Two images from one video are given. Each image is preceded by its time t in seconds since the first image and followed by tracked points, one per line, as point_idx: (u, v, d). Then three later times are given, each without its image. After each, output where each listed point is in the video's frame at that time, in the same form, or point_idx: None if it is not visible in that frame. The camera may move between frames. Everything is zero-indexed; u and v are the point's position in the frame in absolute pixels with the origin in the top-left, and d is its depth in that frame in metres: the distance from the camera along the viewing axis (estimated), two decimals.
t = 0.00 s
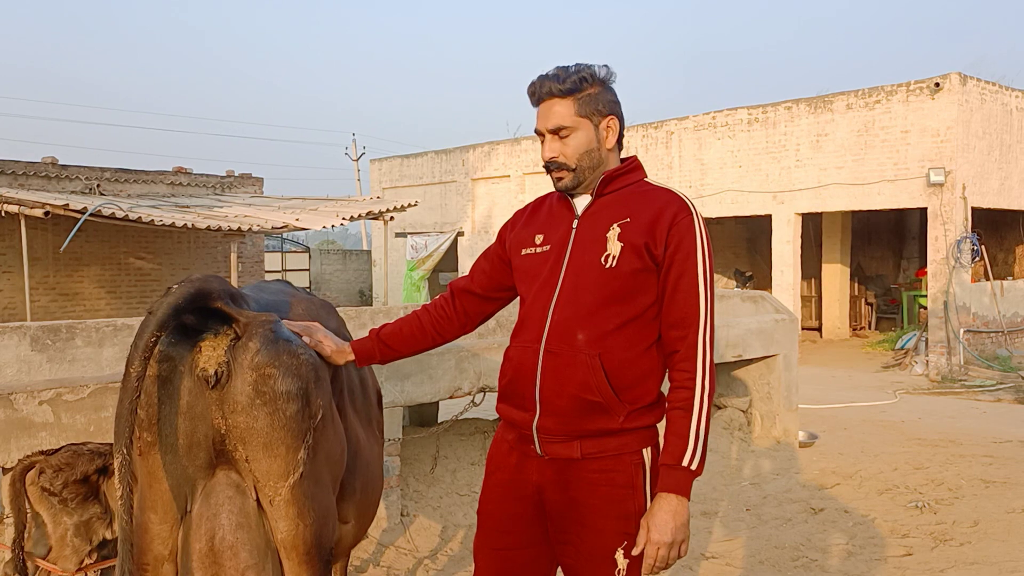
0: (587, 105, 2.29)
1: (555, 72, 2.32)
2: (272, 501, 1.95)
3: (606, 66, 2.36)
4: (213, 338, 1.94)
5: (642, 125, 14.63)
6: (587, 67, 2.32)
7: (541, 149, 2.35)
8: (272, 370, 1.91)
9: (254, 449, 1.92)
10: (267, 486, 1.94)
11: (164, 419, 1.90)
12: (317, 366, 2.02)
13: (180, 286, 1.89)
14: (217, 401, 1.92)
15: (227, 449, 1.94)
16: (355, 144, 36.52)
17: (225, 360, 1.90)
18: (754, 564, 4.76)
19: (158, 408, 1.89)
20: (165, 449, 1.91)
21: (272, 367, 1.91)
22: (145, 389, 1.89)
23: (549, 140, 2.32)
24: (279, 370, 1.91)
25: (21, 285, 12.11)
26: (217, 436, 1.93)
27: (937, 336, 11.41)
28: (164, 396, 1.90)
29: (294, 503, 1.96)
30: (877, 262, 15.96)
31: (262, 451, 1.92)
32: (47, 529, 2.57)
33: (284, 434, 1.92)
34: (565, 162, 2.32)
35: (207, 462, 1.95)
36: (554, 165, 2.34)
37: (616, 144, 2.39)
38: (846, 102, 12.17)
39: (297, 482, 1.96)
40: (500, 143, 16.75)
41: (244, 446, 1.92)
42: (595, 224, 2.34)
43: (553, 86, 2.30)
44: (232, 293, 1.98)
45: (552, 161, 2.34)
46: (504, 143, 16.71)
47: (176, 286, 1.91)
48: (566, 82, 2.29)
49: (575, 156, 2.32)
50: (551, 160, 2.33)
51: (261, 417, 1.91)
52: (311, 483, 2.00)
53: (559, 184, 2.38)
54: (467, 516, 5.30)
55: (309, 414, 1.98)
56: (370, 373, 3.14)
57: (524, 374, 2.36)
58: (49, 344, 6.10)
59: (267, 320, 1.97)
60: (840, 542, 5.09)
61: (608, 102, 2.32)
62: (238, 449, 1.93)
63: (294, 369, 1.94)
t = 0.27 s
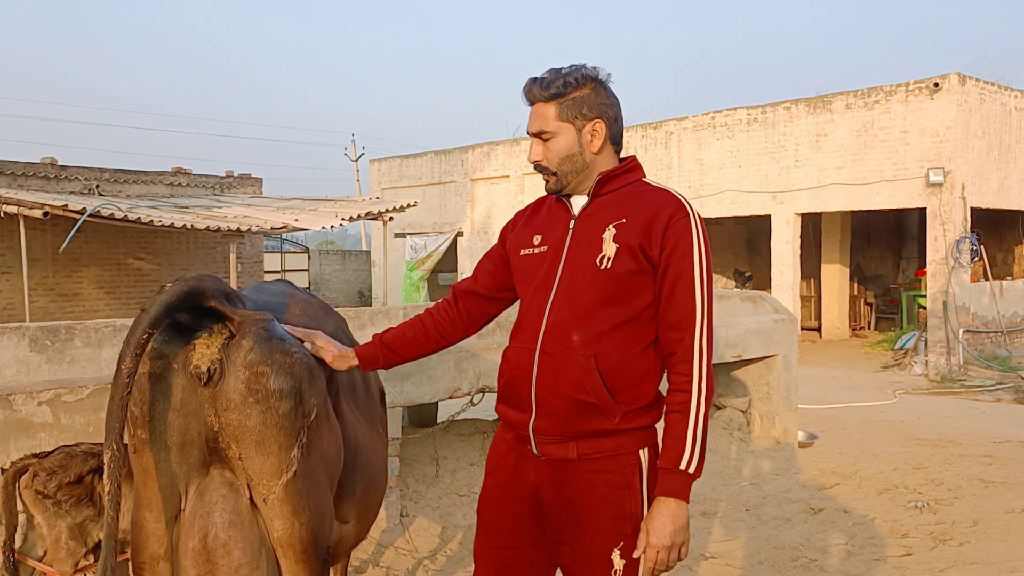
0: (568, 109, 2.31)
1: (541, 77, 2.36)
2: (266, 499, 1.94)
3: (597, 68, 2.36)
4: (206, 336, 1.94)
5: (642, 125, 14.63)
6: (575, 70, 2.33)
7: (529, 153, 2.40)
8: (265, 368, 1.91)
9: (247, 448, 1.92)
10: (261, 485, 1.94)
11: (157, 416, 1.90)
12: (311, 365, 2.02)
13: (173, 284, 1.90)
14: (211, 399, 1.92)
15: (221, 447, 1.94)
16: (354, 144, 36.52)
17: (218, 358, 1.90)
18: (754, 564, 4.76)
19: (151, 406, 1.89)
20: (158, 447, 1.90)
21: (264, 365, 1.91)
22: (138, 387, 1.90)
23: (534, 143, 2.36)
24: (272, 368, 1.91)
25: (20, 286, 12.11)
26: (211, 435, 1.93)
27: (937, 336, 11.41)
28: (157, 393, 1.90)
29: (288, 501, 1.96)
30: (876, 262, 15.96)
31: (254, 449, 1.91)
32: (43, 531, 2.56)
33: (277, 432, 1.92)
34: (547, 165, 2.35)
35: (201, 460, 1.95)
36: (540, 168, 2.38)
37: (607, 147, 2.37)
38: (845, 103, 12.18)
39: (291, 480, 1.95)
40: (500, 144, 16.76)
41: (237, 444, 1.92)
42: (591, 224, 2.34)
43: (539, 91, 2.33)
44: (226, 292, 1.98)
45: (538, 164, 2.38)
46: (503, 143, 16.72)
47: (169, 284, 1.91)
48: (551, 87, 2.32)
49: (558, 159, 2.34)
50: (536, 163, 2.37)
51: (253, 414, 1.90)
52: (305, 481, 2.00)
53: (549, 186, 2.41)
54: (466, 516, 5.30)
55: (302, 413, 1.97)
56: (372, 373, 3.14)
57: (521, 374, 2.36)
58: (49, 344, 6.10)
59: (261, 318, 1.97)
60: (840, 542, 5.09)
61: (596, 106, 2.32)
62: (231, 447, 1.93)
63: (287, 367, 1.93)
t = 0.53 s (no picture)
0: (559, 109, 2.33)
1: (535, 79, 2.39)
2: (267, 499, 1.95)
3: (593, 70, 2.37)
4: (207, 337, 1.93)
5: (641, 126, 14.65)
6: (568, 72, 2.35)
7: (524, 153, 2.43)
8: (265, 369, 1.91)
9: (248, 449, 1.92)
10: (261, 485, 1.94)
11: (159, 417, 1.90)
12: (310, 366, 2.02)
13: (175, 286, 1.89)
14: (212, 400, 1.92)
15: (222, 447, 1.94)
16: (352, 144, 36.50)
17: (219, 359, 1.90)
18: (754, 565, 4.77)
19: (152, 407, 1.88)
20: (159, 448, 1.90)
21: (265, 366, 1.91)
22: (139, 387, 1.89)
23: (528, 143, 2.39)
24: (273, 369, 1.91)
25: (19, 286, 12.12)
26: (212, 435, 1.93)
27: (936, 337, 11.42)
28: (158, 394, 1.89)
29: (288, 502, 1.96)
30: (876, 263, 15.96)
31: (255, 450, 1.92)
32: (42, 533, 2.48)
33: (278, 433, 1.92)
34: (539, 164, 2.37)
35: (202, 461, 1.94)
36: (534, 168, 2.40)
37: (602, 146, 2.37)
38: (845, 103, 12.19)
39: (291, 480, 1.95)
40: (499, 144, 16.76)
41: (238, 445, 1.92)
42: (589, 225, 2.34)
43: (533, 93, 2.36)
44: (226, 293, 1.98)
45: (532, 164, 2.40)
46: (503, 143, 16.73)
47: (169, 287, 1.91)
48: (545, 88, 2.34)
49: (550, 158, 2.35)
50: (530, 163, 2.40)
51: (254, 415, 1.90)
52: (305, 481, 2.00)
53: (544, 186, 2.43)
54: (466, 517, 5.29)
55: (302, 414, 1.98)
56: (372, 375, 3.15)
57: (519, 375, 2.36)
58: (49, 345, 6.10)
59: (261, 320, 1.97)
60: (840, 542, 5.09)
61: (590, 106, 2.33)
62: (232, 448, 1.93)
63: (287, 368, 1.94)
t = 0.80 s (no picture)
0: (557, 108, 2.33)
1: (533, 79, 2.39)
2: (265, 498, 1.95)
3: (591, 70, 2.37)
4: (205, 337, 1.93)
5: (641, 126, 14.65)
6: (566, 71, 2.35)
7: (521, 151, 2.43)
8: (263, 368, 1.91)
9: (246, 447, 1.92)
10: (259, 484, 1.94)
11: (158, 417, 1.90)
12: (308, 365, 2.02)
13: (173, 286, 1.89)
14: (209, 400, 1.92)
15: (220, 447, 1.94)
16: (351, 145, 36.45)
17: (216, 359, 1.90)
18: (753, 565, 4.77)
19: (151, 407, 1.88)
20: (158, 447, 1.90)
21: (263, 365, 1.91)
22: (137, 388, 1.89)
23: (525, 141, 2.39)
24: (270, 368, 1.92)
25: (19, 287, 12.12)
26: (210, 434, 1.93)
27: (935, 337, 11.43)
28: (157, 393, 1.90)
29: (286, 500, 1.96)
30: (876, 263, 15.94)
31: (253, 449, 1.92)
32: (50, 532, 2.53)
33: (275, 432, 1.93)
34: (536, 162, 2.38)
35: (200, 460, 1.94)
36: (531, 165, 2.40)
37: (598, 145, 2.37)
38: (844, 104, 12.19)
39: (288, 479, 1.95)
40: (499, 145, 16.76)
41: (236, 444, 1.93)
42: (584, 226, 2.34)
43: (531, 92, 2.37)
44: (224, 293, 1.98)
45: (529, 162, 2.40)
46: (502, 144, 16.73)
47: (167, 287, 1.90)
48: (542, 87, 2.35)
49: (547, 157, 2.35)
50: (527, 161, 2.40)
51: (251, 414, 1.90)
52: (304, 480, 2.00)
53: (540, 184, 2.43)
54: (465, 517, 5.29)
55: (300, 412, 1.98)
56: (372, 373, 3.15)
57: (513, 375, 2.36)
58: (48, 345, 6.10)
59: (258, 319, 1.97)
60: (839, 543, 5.09)
61: (587, 105, 2.34)
62: (230, 447, 1.93)
63: (284, 367, 1.94)
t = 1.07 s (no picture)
0: (551, 109, 2.33)
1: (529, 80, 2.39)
2: (262, 499, 1.95)
3: (585, 70, 2.37)
4: (202, 337, 1.93)
5: (640, 126, 14.65)
6: (560, 72, 2.36)
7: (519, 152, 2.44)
8: (260, 369, 1.91)
9: (242, 448, 1.92)
10: (257, 485, 1.94)
11: (156, 418, 1.90)
12: (305, 365, 2.02)
13: (170, 287, 1.89)
14: (206, 401, 1.92)
15: (217, 447, 1.94)
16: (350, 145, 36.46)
17: (213, 360, 1.90)
18: (753, 565, 4.77)
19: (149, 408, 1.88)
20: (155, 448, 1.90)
21: (260, 366, 1.91)
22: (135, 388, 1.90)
23: (522, 143, 2.39)
24: (267, 369, 1.92)
25: (18, 287, 12.12)
26: (207, 435, 1.93)
27: (935, 337, 11.43)
28: (154, 394, 1.90)
29: (283, 501, 1.96)
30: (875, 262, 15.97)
31: (250, 450, 1.92)
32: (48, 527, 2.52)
33: (272, 433, 1.93)
34: (533, 163, 2.38)
35: (198, 461, 1.95)
36: (528, 167, 2.41)
37: (593, 144, 2.37)
38: (844, 103, 12.19)
39: (286, 480, 1.96)
40: (499, 144, 16.76)
41: (233, 445, 1.93)
42: (579, 225, 2.34)
43: (526, 93, 2.37)
44: (222, 294, 1.98)
45: (526, 163, 2.41)
46: (502, 144, 16.73)
47: (165, 288, 1.91)
48: (537, 89, 2.35)
49: (543, 157, 2.36)
50: (524, 162, 2.41)
51: (248, 415, 1.91)
52: (301, 481, 2.00)
53: (538, 185, 2.43)
54: (465, 517, 5.28)
55: (297, 413, 1.98)
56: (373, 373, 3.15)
57: (509, 375, 2.36)
58: (47, 345, 6.10)
59: (255, 320, 1.97)
60: (839, 542, 5.09)
61: (581, 105, 2.34)
62: (227, 448, 1.93)
63: (281, 368, 1.94)
